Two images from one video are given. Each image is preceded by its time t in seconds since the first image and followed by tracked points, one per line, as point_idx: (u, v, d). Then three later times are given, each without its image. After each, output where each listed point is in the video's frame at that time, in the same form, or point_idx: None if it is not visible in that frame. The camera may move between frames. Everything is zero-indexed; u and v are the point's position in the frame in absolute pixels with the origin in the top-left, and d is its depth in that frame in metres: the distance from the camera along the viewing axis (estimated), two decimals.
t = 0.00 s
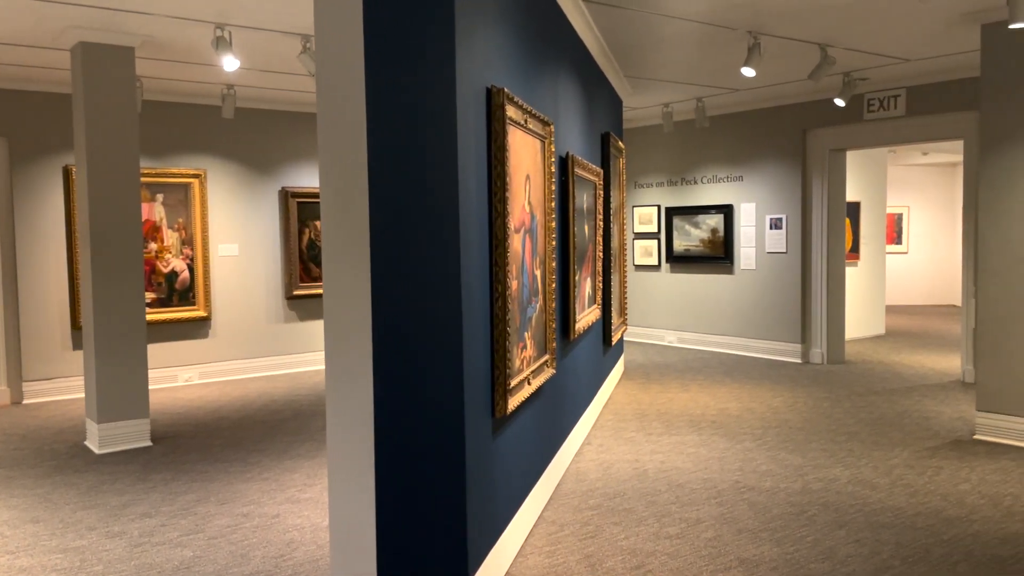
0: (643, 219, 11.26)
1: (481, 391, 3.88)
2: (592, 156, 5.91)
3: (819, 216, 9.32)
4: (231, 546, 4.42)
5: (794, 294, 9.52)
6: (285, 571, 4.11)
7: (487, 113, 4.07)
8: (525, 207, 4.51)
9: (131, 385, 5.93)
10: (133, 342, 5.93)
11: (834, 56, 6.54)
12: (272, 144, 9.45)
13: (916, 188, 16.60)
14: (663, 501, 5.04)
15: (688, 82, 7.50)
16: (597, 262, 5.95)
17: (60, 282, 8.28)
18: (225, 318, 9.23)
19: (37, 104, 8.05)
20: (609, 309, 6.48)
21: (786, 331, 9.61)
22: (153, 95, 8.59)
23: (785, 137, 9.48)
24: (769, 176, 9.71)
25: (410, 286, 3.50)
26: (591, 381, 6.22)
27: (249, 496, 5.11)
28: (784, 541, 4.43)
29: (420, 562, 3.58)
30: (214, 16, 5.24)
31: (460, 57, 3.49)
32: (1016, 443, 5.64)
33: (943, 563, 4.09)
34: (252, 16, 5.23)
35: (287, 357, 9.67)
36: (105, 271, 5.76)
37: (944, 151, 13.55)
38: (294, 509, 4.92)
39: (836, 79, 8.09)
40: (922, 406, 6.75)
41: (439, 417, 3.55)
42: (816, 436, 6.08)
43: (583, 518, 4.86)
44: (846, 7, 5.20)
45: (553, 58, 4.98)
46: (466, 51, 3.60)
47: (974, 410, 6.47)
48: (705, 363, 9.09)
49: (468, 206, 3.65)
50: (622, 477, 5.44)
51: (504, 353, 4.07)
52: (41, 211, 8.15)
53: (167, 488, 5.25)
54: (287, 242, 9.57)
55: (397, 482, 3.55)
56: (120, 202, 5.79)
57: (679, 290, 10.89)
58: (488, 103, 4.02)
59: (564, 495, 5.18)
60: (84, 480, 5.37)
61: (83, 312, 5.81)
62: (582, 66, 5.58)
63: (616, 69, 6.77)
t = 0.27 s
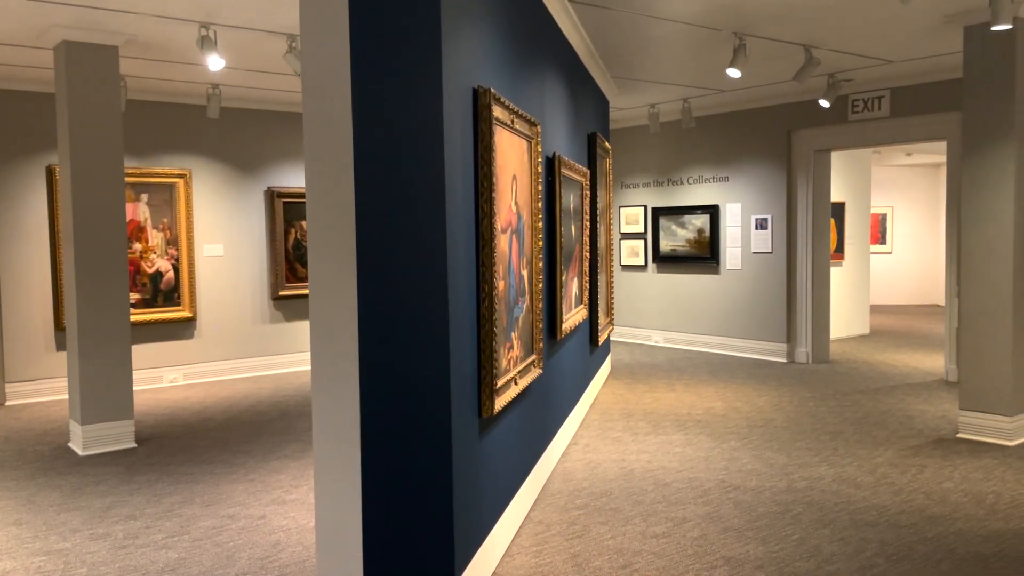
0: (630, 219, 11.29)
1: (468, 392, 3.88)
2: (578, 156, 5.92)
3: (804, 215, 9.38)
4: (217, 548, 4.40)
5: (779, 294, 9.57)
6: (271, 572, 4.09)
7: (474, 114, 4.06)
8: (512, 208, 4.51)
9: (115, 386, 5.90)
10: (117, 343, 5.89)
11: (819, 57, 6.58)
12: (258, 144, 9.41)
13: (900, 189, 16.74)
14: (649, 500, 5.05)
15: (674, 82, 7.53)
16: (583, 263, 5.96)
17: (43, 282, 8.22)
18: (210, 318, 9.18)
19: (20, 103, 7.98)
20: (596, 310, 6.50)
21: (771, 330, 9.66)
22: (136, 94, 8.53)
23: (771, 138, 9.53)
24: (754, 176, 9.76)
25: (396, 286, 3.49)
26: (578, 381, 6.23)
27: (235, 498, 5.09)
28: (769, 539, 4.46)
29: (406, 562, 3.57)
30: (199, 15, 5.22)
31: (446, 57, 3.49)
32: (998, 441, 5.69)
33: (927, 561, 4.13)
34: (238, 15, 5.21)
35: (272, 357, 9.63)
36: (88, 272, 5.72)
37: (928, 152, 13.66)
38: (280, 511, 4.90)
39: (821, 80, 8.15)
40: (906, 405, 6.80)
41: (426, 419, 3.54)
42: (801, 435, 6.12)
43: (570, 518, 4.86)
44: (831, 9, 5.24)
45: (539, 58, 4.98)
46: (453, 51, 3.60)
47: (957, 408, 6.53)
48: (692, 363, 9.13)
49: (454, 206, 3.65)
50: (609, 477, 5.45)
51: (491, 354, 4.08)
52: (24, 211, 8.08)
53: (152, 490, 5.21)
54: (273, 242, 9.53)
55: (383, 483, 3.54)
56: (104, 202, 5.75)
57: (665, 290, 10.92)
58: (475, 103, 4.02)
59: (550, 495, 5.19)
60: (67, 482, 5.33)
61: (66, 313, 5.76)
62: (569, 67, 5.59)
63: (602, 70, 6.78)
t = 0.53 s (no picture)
0: (615, 220, 11.32)
1: (453, 391, 3.87)
2: (564, 156, 5.93)
3: (787, 217, 9.44)
4: (200, 549, 4.38)
5: (764, 294, 9.62)
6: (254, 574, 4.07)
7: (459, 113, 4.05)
8: (497, 208, 4.51)
9: (98, 388, 5.86)
10: (100, 344, 5.86)
11: (803, 58, 6.62)
12: (243, 144, 9.38)
13: (883, 189, 16.87)
14: (634, 499, 5.07)
15: (660, 83, 7.55)
16: (569, 263, 5.98)
17: (24, 282, 8.15)
18: (193, 319, 9.13)
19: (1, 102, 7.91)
20: (581, 310, 6.52)
21: (755, 330, 9.72)
22: (119, 94, 8.48)
23: (755, 139, 9.58)
24: (739, 177, 9.81)
25: (381, 286, 3.48)
26: (564, 381, 6.24)
27: (219, 499, 5.06)
28: (753, 538, 4.48)
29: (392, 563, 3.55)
30: (183, 14, 5.19)
31: (431, 56, 3.48)
32: (980, 440, 5.76)
33: (909, 558, 4.16)
34: (221, 14, 5.19)
35: (256, 358, 9.59)
36: (70, 273, 5.68)
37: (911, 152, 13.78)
38: (264, 512, 4.88)
39: (804, 81, 8.21)
40: (889, 404, 6.86)
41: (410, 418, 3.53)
42: (785, 434, 6.16)
43: (556, 518, 4.87)
44: (814, 11, 5.28)
45: (525, 59, 4.99)
46: (438, 51, 3.59)
47: (939, 407, 6.59)
48: (677, 362, 9.16)
49: (439, 206, 3.64)
50: (594, 476, 5.46)
51: (476, 353, 4.08)
52: (5, 211, 8.01)
53: (135, 492, 5.18)
54: (258, 242, 9.49)
55: (369, 484, 3.52)
56: (86, 202, 5.72)
57: (650, 290, 10.96)
58: (460, 103, 4.01)
59: (536, 495, 5.20)
60: (49, 484, 5.28)
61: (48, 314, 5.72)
62: (554, 67, 5.61)
63: (588, 71, 6.80)
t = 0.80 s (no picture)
0: (600, 220, 11.34)
1: (438, 392, 3.86)
2: (549, 157, 5.94)
3: (771, 218, 9.48)
4: (184, 551, 4.35)
5: (748, 294, 9.67)
6: None
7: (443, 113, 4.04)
8: (482, 208, 4.51)
9: (80, 389, 5.82)
10: (82, 345, 5.82)
11: (786, 59, 6.67)
12: (228, 144, 9.34)
13: (867, 190, 17.01)
14: (619, 499, 5.09)
15: (644, 84, 7.58)
16: (554, 263, 5.99)
17: (5, 283, 8.07)
18: (177, 320, 9.08)
19: None
20: (566, 309, 6.54)
21: (740, 330, 9.77)
22: (102, 93, 8.42)
23: (739, 140, 9.63)
24: (723, 177, 9.86)
25: (365, 286, 3.46)
26: (549, 380, 6.25)
27: (203, 501, 5.04)
28: (737, 536, 4.51)
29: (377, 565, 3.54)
30: (165, 13, 5.16)
31: (415, 56, 3.47)
32: (962, 438, 5.83)
33: (891, 556, 4.20)
34: (204, 13, 5.17)
35: (240, 359, 9.55)
36: (52, 273, 5.64)
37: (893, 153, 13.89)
38: (248, 513, 4.86)
39: (787, 82, 8.26)
40: (871, 403, 6.91)
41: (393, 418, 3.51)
42: (769, 433, 6.20)
43: (541, 517, 4.88)
44: (797, 13, 5.31)
45: (510, 59, 5.00)
46: (422, 51, 3.58)
47: (921, 406, 6.65)
48: (663, 362, 9.20)
49: (424, 207, 3.63)
50: (579, 476, 5.48)
51: (461, 353, 4.08)
52: None
53: (118, 493, 5.15)
54: (242, 243, 9.45)
55: (353, 486, 3.50)
56: (68, 203, 5.68)
57: (635, 290, 10.99)
58: (444, 103, 4.00)
59: (521, 495, 5.21)
60: (30, 486, 5.24)
61: (29, 315, 5.68)
62: (539, 68, 5.62)
63: (572, 71, 6.81)
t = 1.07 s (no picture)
0: (586, 220, 11.36)
1: (423, 393, 3.85)
2: (534, 157, 5.94)
3: (755, 219, 9.53)
4: (167, 554, 4.32)
5: (733, 294, 9.71)
6: None
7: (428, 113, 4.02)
8: (467, 208, 4.50)
9: (62, 391, 5.77)
10: (63, 346, 5.78)
11: (770, 60, 6.70)
12: (212, 144, 9.29)
13: (850, 191, 17.16)
14: (605, 498, 5.10)
15: (630, 84, 7.60)
16: (539, 263, 5.99)
17: None
18: (160, 320, 9.02)
19: None
20: (551, 309, 6.54)
21: (724, 329, 9.81)
22: (85, 92, 8.36)
23: (724, 141, 9.67)
24: (708, 179, 9.90)
25: (350, 287, 3.42)
26: (535, 381, 6.25)
27: (186, 503, 5.00)
28: (722, 535, 4.53)
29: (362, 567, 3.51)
30: (148, 12, 5.12)
31: (400, 56, 3.45)
32: (945, 437, 5.88)
33: (874, 554, 4.23)
34: (187, 12, 5.14)
35: (224, 360, 9.50)
36: (32, 274, 5.60)
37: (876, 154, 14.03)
38: (232, 515, 4.83)
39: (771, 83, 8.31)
40: (854, 402, 6.97)
41: (379, 421, 3.48)
42: (753, 432, 6.23)
43: (526, 518, 4.88)
44: (780, 14, 5.34)
45: (495, 59, 4.99)
46: (407, 50, 3.56)
47: (903, 404, 6.70)
48: (649, 361, 9.23)
49: (408, 207, 3.61)
50: (565, 476, 5.48)
51: (447, 354, 4.06)
52: None
53: (100, 496, 5.11)
54: (226, 243, 9.40)
55: (338, 488, 3.47)
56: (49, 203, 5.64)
57: (621, 290, 11.01)
58: (429, 103, 3.98)
59: (506, 495, 5.21)
60: (11, 489, 5.19)
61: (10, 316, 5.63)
62: (524, 68, 5.62)
63: (558, 71, 6.82)
